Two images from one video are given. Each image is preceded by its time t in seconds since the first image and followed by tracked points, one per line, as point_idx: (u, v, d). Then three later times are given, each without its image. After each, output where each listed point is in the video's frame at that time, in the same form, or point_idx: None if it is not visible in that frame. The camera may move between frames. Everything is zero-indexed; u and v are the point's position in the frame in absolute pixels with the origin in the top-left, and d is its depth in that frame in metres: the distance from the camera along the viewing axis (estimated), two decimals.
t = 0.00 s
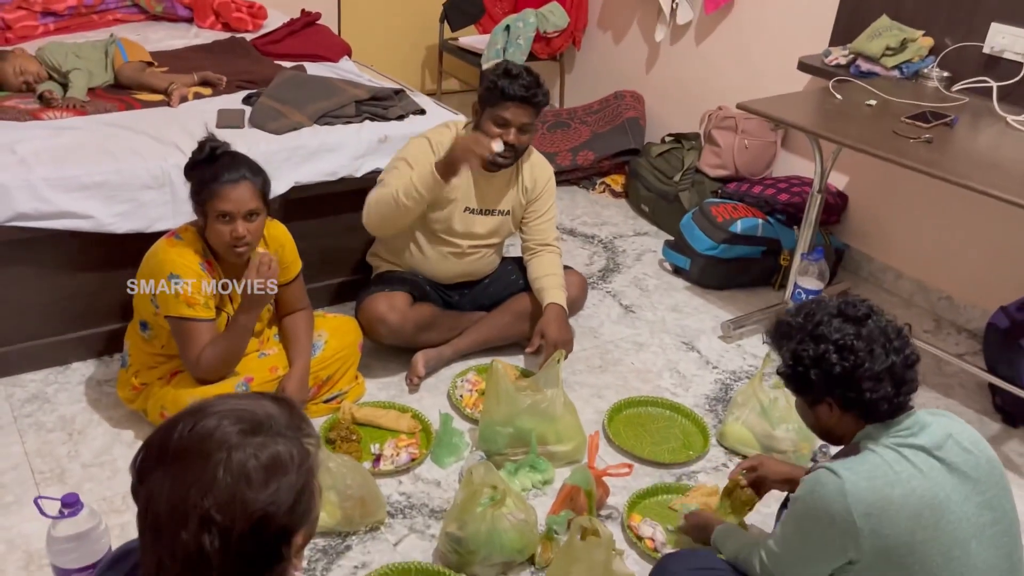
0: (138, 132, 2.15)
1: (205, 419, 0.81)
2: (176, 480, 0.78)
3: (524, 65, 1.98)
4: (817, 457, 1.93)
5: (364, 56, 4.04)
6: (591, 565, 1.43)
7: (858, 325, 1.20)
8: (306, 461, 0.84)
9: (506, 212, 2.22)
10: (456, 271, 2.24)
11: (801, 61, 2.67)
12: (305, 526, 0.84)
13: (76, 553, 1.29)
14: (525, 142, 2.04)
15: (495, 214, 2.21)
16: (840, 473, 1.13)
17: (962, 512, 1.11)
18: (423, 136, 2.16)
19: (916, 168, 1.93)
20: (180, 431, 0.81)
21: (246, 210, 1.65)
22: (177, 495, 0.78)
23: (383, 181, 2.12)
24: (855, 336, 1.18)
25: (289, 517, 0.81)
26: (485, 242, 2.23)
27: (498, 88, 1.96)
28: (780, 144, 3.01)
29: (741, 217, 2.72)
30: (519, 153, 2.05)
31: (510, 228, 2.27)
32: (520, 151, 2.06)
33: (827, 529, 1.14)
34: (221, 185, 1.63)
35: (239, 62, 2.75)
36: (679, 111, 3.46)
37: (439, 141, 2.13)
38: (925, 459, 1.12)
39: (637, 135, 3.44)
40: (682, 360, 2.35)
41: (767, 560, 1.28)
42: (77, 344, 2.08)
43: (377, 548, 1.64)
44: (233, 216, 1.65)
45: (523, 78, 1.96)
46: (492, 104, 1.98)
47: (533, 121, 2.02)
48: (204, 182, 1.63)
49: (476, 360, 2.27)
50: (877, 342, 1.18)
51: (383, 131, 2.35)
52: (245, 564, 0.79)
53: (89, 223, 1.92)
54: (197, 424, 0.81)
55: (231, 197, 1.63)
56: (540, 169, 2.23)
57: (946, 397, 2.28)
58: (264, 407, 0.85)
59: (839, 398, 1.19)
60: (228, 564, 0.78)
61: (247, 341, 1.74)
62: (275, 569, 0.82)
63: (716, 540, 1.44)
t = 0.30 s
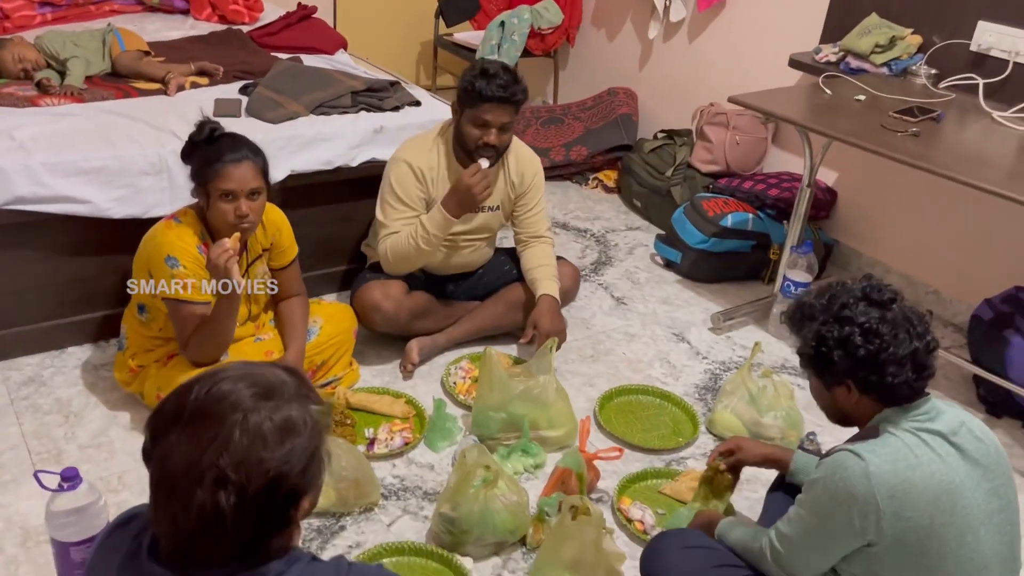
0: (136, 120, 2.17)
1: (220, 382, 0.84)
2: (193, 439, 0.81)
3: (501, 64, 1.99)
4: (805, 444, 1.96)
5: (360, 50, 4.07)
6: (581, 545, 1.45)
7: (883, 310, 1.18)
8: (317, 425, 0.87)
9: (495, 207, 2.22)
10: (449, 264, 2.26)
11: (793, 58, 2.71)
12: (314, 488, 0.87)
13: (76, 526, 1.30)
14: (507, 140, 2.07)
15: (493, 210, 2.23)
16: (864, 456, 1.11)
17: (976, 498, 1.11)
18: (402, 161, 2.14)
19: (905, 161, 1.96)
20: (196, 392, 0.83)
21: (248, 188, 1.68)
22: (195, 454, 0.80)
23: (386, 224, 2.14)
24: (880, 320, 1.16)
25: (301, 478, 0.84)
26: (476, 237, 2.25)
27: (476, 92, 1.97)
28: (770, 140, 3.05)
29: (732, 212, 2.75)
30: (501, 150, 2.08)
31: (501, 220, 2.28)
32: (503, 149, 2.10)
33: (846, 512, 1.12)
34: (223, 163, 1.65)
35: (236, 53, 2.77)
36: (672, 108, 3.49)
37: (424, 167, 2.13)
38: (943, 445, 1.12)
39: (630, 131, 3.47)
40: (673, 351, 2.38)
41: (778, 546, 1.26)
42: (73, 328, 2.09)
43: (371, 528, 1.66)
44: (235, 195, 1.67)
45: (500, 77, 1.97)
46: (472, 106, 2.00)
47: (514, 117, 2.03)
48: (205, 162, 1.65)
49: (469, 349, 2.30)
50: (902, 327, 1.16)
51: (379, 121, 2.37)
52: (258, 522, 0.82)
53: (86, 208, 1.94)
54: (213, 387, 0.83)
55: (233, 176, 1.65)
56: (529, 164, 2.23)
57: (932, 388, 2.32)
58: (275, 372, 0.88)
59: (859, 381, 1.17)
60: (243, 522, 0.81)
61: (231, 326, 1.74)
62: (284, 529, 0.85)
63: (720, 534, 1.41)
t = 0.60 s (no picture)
0: (133, 116, 2.17)
1: (233, 372, 0.85)
2: (207, 427, 0.81)
3: (468, 64, 1.99)
4: (797, 444, 1.97)
5: (356, 49, 4.07)
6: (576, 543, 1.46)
7: (891, 313, 1.20)
8: (326, 419, 0.88)
9: (474, 208, 2.22)
10: (439, 263, 2.27)
11: (788, 61, 2.72)
12: (320, 481, 0.88)
13: (71, 521, 1.31)
14: (480, 139, 2.06)
15: (477, 212, 2.23)
16: (870, 456, 1.12)
17: (977, 501, 1.12)
18: (378, 164, 2.14)
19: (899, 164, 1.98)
20: (210, 381, 0.84)
21: (245, 180, 1.68)
22: (208, 441, 0.81)
23: (369, 229, 2.17)
24: (888, 322, 1.18)
25: (310, 470, 0.85)
26: (463, 237, 2.26)
27: (442, 92, 1.98)
28: (765, 143, 3.06)
29: (727, 213, 2.77)
30: (474, 150, 2.08)
31: (485, 220, 2.27)
32: (476, 148, 2.09)
33: (850, 513, 1.13)
34: (219, 157, 1.66)
35: (232, 51, 2.77)
36: (667, 109, 3.51)
37: (401, 169, 2.14)
38: (946, 448, 1.13)
39: (625, 132, 3.48)
40: (667, 351, 2.39)
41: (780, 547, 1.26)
42: (67, 324, 2.09)
43: (365, 525, 1.67)
44: (233, 188, 1.67)
45: (467, 77, 1.98)
46: (439, 107, 2.01)
47: (485, 117, 2.04)
48: (202, 157, 1.66)
49: (464, 347, 2.30)
50: (908, 331, 1.17)
51: (376, 120, 2.38)
52: (267, 513, 0.83)
53: (82, 203, 1.94)
54: (226, 377, 0.84)
55: (231, 169, 1.66)
56: (511, 164, 2.22)
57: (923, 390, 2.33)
58: (286, 366, 0.89)
59: (864, 382, 1.18)
60: (253, 511, 0.82)
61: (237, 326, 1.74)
62: (290, 520, 0.86)
63: (719, 536, 1.41)
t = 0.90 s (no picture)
0: (149, 100, 2.19)
1: (260, 356, 0.87)
2: (236, 408, 0.84)
3: (453, 46, 2.02)
4: (803, 433, 1.98)
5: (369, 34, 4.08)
6: (583, 527, 1.47)
7: (911, 302, 1.18)
8: (350, 402, 0.90)
9: (479, 192, 2.23)
10: (448, 248, 2.29)
11: (801, 50, 2.72)
12: (343, 463, 0.91)
13: (88, 497, 1.33)
14: (470, 120, 2.08)
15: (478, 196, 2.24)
16: (877, 446, 1.13)
17: (981, 492, 1.14)
18: (377, 153, 2.16)
19: (912, 155, 1.98)
20: (238, 363, 0.86)
21: (264, 166, 1.70)
22: (237, 423, 0.83)
23: (374, 217, 2.18)
24: (905, 313, 1.17)
25: (335, 452, 0.87)
26: (470, 222, 2.27)
27: (426, 75, 2.01)
28: (777, 132, 3.06)
29: (737, 203, 2.77)
30: (465, 132, 2.10)
31: (491, 205, 2.28)
32: (469, 130, 2.10)
33: (855, 502, 1.14)
34: (239, 142, 1.67)
35: (247, 35, 2.79)
36: (679, 98, 3.50)
37: (401, 157, 2.14)
38: (953, 438, 1.14)
39: (637, 120, 3.48)
40: (675, 339, 2.40)
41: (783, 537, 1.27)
42: (83, 305, 2.12)
43: (376, 506, 1.69)
44: (253, 173, 1.69)
45: (451, 58, 2.01)
46: (426, 90, 2.04)
47: (472, 98, 2.06)
48: (222, 141, 1.68)
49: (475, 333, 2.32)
50: (925, 324, 1.16)
51: (389, 106, 2.39)
52: (293, 493, 0.85)
53: (99, 185, 1.96)
54: (253, 359, 0.86)
55: (251, 154, 1.68)
56: (512, 147, 2.22)
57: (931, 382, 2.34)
58: (310, 349, 0.91)
59: (874, 371, 1.19)
60: (279, 491, 0.84)
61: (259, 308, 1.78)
62: (313, 501, 0.88)
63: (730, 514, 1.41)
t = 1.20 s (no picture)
0: (159, 87, 2.18)
1: (267, 340, 0.87)
2: (245, 390, 0.83)
3: (471, 35, 2.00)
4: (813, 426, 1.97)
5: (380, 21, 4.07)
6: (592, 518, 1.47)
7: (937, 291, 1.17)
8: (358, 383, 0.90)
9: (492, 179, 2.22)
10: (460, 235, 2.28)
11: (815, 39, 2.69)
12: (353, 444, 0.90)
13: (99, 483, 1.34)
14: (486, 109, 2.07)
15: (493, 182, 2.23)
16: (882, 439, 1.12)
17: (988, 487, 1.12)
18: (391, 139, 2.15)
19: (927, 145, 1.96)
20: (245, 347, 0.86)
21: (279, 156, 1.70)
22: (247, 404, 0.83)
23: (386, 202, 2.17)
24: (931, 300, 1.16)
25: (345, 432, 0.87)
26: (482, 210, 2.27)
27: (441, 64, 2.00)
28: (790, 122, 3.03)
29: (750, 193, 2.75)
30: (481, 122, 2.09)
31: (503, 192, 2.27)
32: (484, 119, 2.10)
33: (857, 495, 1.13)
34: (253, 131, 1.67)
35: (258, 21, 2.78)
36: (691, 87, 3.48)
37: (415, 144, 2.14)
38: (961, 433, 1.13)
39: (648, 109, 3.46)
40: (685, 330, 2.39)
41: (775, 517, 1.26)
42: (94, 291, 2.13)
43: (385, 494, 1.69)
44: (267, 163, 1.69)
45: (468, 48, 1.99)
46: (442, 79, 2.03)
47: (488, 88, 2.05)
48: (236, 130, 1.67)
49: (485, 322, 2.31)
50: (948, 314, 1.15)
51: (401, 93, 2.39)
52: (303, 475, 0.85)
53: (110, 172, 1.96)
54: (261, 343, 0.86)
55: (265, 143, 1.67)
56: (528, 135, 2.22)
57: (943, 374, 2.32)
58: (316, 334, 0.91)
59: (892, 357, 1.18)
60: (290, 473, 0.84)
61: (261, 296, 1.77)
62: (323, 483, 0.88)
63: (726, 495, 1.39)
